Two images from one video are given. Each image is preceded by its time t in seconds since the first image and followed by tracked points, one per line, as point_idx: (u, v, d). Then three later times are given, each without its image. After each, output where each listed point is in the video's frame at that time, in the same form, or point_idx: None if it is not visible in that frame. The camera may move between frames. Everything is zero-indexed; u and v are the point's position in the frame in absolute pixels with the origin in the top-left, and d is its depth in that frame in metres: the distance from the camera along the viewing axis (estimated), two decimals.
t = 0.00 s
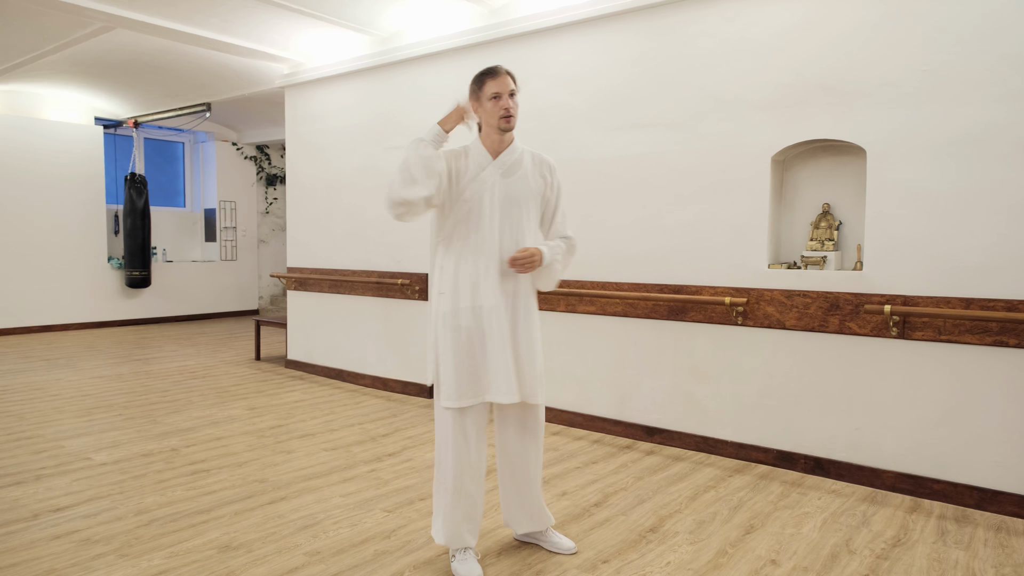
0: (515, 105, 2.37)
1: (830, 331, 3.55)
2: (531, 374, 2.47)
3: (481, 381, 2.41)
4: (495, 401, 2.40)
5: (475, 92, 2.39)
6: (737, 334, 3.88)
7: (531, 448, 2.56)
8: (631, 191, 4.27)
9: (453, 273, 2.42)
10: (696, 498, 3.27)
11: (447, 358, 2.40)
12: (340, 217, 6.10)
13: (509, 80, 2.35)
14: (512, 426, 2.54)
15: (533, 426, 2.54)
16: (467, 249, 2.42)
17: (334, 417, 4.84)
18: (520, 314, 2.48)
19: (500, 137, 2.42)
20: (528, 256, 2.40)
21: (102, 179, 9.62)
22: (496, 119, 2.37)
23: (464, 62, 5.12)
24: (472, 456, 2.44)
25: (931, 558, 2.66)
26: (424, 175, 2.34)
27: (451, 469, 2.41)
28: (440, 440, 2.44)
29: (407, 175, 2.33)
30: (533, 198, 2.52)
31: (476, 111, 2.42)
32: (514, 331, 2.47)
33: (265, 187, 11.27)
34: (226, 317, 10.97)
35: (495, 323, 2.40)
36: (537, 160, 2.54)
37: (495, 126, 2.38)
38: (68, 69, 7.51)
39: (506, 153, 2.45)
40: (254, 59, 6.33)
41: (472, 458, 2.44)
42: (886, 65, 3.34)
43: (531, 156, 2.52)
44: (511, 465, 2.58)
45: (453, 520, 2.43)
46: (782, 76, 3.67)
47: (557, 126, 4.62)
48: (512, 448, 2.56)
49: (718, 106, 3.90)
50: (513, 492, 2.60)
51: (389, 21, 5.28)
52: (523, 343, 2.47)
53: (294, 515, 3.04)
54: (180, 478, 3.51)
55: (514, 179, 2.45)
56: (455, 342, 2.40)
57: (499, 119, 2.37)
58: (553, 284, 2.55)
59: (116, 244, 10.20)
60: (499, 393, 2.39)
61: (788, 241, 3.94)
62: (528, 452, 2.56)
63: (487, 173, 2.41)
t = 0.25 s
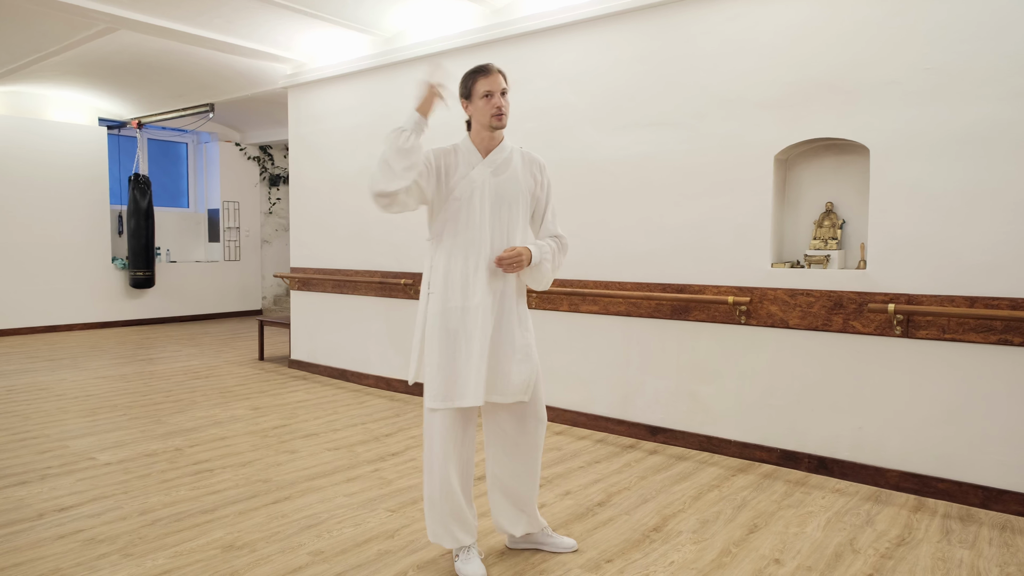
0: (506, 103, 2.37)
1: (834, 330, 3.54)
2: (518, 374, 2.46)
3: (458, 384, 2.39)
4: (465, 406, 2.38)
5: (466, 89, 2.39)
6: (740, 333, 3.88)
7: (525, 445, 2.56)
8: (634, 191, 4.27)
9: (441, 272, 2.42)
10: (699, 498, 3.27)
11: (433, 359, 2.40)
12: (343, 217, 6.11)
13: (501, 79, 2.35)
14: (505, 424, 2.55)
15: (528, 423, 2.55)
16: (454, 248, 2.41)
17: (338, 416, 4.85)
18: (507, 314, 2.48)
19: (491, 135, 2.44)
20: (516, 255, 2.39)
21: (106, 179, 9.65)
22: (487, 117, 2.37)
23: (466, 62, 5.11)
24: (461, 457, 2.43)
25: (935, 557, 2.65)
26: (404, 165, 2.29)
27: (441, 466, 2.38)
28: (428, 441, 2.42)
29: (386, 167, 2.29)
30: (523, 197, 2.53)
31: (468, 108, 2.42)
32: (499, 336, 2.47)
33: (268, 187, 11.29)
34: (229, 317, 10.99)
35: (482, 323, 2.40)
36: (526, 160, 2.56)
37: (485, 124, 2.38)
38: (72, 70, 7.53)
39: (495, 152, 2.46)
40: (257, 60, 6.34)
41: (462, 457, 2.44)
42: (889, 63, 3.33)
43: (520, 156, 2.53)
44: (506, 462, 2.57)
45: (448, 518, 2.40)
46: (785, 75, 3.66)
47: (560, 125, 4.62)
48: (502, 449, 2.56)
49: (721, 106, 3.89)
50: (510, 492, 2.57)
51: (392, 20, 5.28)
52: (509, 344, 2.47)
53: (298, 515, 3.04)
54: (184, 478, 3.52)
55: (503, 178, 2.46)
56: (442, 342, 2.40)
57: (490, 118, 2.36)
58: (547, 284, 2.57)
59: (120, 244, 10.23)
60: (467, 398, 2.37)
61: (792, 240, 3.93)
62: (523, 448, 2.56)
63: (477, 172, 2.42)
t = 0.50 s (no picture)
0: (500, 102, 2.40)
1: (835, 330, 3.54)
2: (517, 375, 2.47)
3: (445, 386, 2.38)
4: (448, 409, 2.37)
5: (460, 89, 2.41)
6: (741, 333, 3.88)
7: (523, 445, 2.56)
8: (635, 190, 4.27)
9: (440, 273, 2.42)
10: (700, 498, 3.27)
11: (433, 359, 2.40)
12: (345, 218, 6.11)
13: (494, 78, 2.38)
14: (505, 425, 2.56)
15: (526, 423, 2.55)
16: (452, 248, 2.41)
17: (339, 417, 4.85)
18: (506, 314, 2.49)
19: (486, 135, 2.45)
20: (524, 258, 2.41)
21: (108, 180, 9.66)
22: (481, 116, 2.39)
23: (467, 63, 5.12)
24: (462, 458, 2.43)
25: (937, 556, 2.65)
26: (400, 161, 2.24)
27: (441, 465, 2.38)
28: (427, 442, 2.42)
29: (380, 163, 2.25)
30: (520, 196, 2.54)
31: (462, 108, 2.44)
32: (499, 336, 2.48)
33: (269, 187, 11.30)
34: (231, 318, 11.00)
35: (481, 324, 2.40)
36: (522, 159, 2.57)
37: (480, 123, 2.40)
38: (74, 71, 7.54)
39: (491, 152, 2.48)
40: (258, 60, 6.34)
41: (461, 457, 2.44)
42: (891, 62, 3.33)
43: (516, 155, 2.55)
44: (505, 461, 2.58)
45: (448, 517, 2.41)
46: (786, 74, 3.66)
47: (561, 125, 4.62)
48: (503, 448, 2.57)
49: (722, 105, 3.89)
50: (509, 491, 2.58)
51: (393, 21, 5.28)
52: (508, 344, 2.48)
53: (299, 515, 3.05)
54: (186, 478, 3.53)
55: (501, 177, 2.47)
56: (437, 342, 2.41)
57: (485, 116, 2.38)
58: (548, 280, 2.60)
59: (121, 245, 10.24)
60: (450, 400, 2.37)
61: (793, 239, 3.93)
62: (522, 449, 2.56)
63: (474, 172, 2.43)
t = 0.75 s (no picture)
0: (496, 100, 2.41)
1: (835, 330, 3.54)
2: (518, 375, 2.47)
3: (454, 389, 2.38)
4: (458, 412, 2.37)
5: (456, 87, 2.43)
6: (741, 334, 3.88)
7: (523, 446, 2.57)
8: (635, 191, 4.27)
9: (440, 276, 2.41)
10: (701, 498, 3.26)
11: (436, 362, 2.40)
12: (345, 218, 6.11)
13: (491, 76, 2.39)
14: (506, 426, 2.56)
15: (523, 423, 2.55)
16: (454, 252, 2.40)
17: (339, 417, 4.85)
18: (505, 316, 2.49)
19: (483, 134, 2.46)
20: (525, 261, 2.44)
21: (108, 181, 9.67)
22: (477, 113, 2.40)
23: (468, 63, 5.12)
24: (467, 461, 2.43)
25: (937, 557, 2.65)
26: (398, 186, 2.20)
27: (454, 468, 2.39)
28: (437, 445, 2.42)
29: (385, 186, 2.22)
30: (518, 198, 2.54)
31: (458, 107, 2.46)
32: (500, 337, 2.49)
33: (270, 188, 11.30)
34: (231, 318, 11.00)
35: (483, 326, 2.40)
36: (518, 159, 2.58)
37: (476, 120, 2.41)
38: (75, 72, 7.55)
39: (489, 151, 2.48)
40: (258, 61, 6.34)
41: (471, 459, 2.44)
42: (891, 62, 3.33)
43: (512, 156, 2.56)
44: (502, 461, 2.59)
45: (459, 521, 2.41)
46: (786, 75, 3.66)
47: (561, 127, 4.63)
48: (505, 450, 2.58)
49: (722, 106, 3.89)
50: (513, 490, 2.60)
51: (393, 21, 5.28)
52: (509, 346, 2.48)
53: (300, 516, 3.05)
54: (186, 479, 3.53)
55: (498, 178, 2.47)
56: (439, 344, 2.40)
57: (480, 113, 2.39)
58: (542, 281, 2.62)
59: (122, 245, 10.24)
60: (461, 404, 2.37)
61: (793, 240, 3.93)
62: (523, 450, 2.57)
63: (473, 172, 2.43)
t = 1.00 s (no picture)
0: (492, 96, 2.42)
1: (835, 331, 3.54)
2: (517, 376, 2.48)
3: (465, 389, 2.39)
4: (470, 411, 2.38)
5: (454, 84, 2.46)
6: (741, 334, 3.88)
7: (519, 446, 2.57)
8: (635, 191, 4.27)
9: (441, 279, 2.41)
10: (700, 498, 3.26)
11: (436, 365, 2.39)
12: (345, 217, 6.11)
13: (487, 73, 2.41)
14: (501, 427, 2.56)
15: (518, 423, 2.56)
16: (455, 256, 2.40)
17: (339, 417, 4.85)
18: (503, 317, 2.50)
19: (480, 131, 2.47)
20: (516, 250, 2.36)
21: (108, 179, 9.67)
22: (472, 108, 2.41)
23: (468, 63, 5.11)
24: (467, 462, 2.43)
25: (936, 558, 2.65)
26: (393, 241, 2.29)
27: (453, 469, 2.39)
28: (437, 446, 2.41)
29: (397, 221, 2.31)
30: (516, 199, 2.55)
31: (456, 104, 2.49)
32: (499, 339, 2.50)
33: (269, 187, 11.30)
34: (230, 317, 11.00)
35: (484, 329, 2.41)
36: (515, 160, 2.58)
37: (471, 117, 2.43)
38: (76, 71, 7.55)
39: (486, 151, 2.49)
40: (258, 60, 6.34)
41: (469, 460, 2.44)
42: (892, 62, 3.33)
43: (509, 156, 2.56)
44: (497, 462, 2.58)
45: (459, 522, 2.41)
46: (787, 75, 3.66)
47: (561, 127, 4.63)
48: (504, 451, 2.58)
49: (722, 106, 3.89)
50: (510, 491, 2.60)
51: (394, 20, 5.28)
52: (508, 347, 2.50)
53: (299, 515, 3.05)
54: (186, 478, 3.52)
55: (497, 179, 2.47)
56: (439, 347, 2.39)
57: (474, 109, 2.41)
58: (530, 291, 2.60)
59: (121, 244, 10.23)
60: (475, 403, 2.38)
61: (793, 240, 3.93)
62: (519, 450, 2.57)
63: (471, 173, 2.43)
